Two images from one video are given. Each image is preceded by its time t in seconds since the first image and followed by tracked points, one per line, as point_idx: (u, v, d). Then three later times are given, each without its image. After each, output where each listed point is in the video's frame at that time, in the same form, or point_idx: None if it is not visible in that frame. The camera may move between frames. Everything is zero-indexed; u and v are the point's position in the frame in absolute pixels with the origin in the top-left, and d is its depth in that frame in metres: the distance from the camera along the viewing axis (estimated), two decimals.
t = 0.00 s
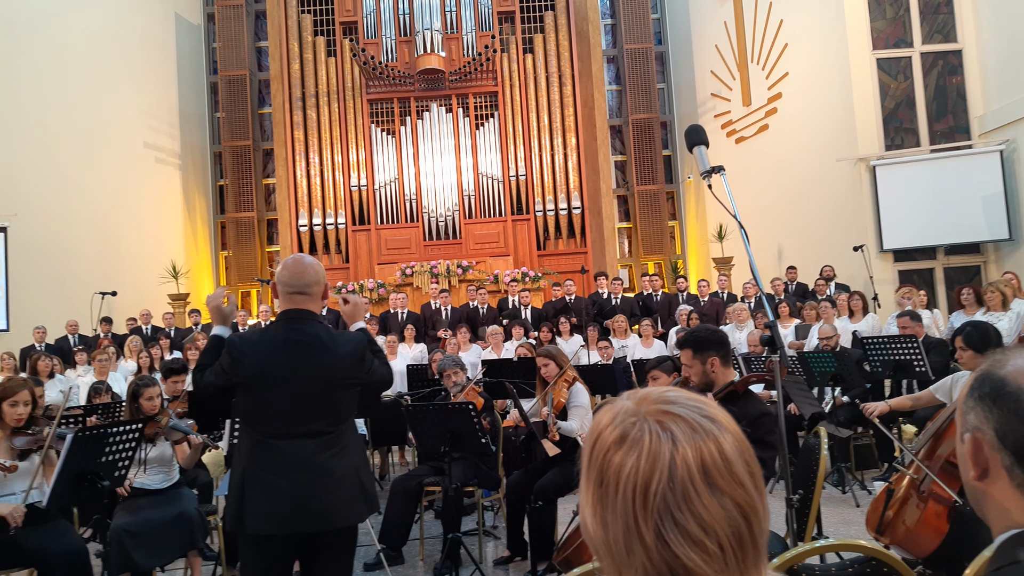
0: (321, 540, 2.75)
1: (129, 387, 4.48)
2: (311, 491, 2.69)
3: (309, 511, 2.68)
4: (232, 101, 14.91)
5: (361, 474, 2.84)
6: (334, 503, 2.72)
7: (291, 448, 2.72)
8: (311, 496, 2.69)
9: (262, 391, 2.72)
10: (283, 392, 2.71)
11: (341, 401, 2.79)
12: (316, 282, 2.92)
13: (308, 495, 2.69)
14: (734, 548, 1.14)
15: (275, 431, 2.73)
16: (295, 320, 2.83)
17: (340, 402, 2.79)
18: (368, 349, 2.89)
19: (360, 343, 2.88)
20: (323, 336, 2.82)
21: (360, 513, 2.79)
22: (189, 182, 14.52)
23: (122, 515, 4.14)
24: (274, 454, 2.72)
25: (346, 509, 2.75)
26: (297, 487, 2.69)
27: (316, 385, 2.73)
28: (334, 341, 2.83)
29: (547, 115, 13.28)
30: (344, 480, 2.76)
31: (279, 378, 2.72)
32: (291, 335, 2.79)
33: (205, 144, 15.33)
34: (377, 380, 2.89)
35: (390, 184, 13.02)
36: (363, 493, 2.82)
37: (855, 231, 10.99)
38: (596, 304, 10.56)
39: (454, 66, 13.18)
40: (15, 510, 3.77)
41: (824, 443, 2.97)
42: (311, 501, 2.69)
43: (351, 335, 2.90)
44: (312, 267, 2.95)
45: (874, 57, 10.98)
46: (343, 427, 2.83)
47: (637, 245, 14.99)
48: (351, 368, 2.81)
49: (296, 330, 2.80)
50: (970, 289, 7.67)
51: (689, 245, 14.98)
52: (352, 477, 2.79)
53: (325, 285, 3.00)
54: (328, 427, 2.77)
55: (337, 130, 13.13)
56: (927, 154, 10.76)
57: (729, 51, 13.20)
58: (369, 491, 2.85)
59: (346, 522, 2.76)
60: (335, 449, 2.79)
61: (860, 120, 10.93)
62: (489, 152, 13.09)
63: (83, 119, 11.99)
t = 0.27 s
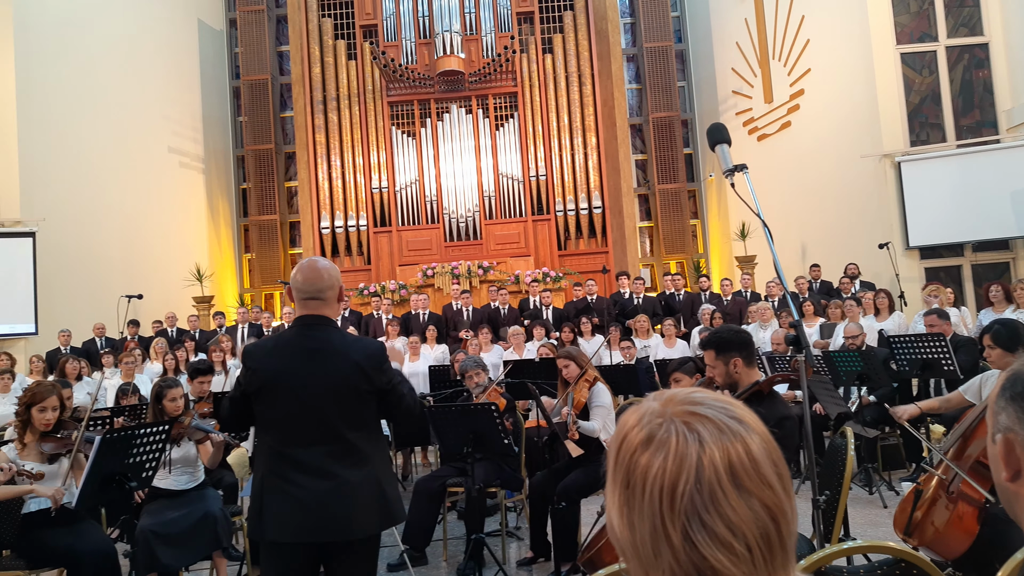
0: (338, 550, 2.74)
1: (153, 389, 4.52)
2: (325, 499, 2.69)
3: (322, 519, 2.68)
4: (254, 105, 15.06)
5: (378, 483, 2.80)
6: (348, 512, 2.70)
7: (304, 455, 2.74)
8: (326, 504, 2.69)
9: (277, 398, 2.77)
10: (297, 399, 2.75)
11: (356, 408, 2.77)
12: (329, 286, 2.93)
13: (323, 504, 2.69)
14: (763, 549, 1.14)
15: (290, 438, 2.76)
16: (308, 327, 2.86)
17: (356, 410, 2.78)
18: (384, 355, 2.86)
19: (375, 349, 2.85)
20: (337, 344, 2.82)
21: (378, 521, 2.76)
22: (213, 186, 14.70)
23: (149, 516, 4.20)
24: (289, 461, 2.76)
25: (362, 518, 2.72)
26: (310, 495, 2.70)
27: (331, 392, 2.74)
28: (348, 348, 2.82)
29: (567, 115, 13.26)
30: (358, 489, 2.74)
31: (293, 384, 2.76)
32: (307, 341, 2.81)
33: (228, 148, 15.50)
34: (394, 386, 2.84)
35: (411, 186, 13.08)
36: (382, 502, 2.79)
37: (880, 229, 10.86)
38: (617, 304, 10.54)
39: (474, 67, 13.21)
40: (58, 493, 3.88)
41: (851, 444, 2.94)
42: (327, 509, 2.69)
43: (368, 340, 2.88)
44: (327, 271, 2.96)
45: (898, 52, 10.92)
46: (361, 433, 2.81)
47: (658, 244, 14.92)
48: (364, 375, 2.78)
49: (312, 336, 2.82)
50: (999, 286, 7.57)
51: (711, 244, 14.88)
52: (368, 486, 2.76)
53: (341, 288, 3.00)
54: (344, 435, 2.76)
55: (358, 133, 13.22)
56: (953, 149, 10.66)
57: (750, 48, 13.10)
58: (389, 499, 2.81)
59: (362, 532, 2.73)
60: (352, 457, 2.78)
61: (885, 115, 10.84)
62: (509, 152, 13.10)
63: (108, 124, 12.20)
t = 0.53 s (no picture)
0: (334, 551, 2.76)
1: (165, 387, 4.55)
2: (318, 502, 2.70)
3: (315, 522, 2.69)
4: (266, 105, 15.13)
5: (371, 486, 2.78)
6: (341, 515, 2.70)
7: (297, 460, 2.75)
8: (320, 508, 2.70)
9: (268, 404, 2.77)
10: (289, 403, 2.74)
11: (348, 412, 2.75)
12: (318, 286, 2.87)
13: (317, 508, 2.70)
14: (776, 549, 1.14)
15: (285, 442, 2.76)
16: (301, 330, 2.82)
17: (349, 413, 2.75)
18: (376, 356, 2.82)
19: (366, 351, 2.81)
20: (328, 347, 2.79)
21: (374, 524, 2.75)
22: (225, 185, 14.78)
23: (160, 515, 4.23)
24: (284, 465, 2.77)
25: (356, 520, 2.72)
26: (304, 499, 2.71)
27: (322, 396, 2.72)
28: (339, 351, 2.78)
29: (578, 114, 13.26)
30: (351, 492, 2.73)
31: (284, 389, 2.75)
32: (298, 344, 2.79)
33: (239, 147, 15.57)
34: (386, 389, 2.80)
35: (421, 186, 13.11)
36: (378, 504, 2.78)
37: (892, 230, 10.82)
38: (627, 304, 10.54)
39: (484, 67, 13.21)
40: (80, 475, 4.05)
41: (863, 444, 2.94)
42: (321, 513, 2.70)
43: (360, 342, 2.83)
44: (317, 271, 2.91)
45: (911, 53, 10.88)
46: (355, 437, 2.79)
47: (669, 245, 14.91)
48: (354, 378, 2.75)
49: (303, 340, 2.80)
50: (1011, 288, 7.53)
51: (722, 244, 14.86)
52: (361, 489, 2.76)
53: (331, 287, 2.94)
54: (337, 439, 2.76)
55: (369, 133, 13.26)
56: (966, 149, 10.59)
57: (761, 48, 13.04)
58: (384, 501, 2.80)
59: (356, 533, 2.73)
60: (346, 461, 2.76)
61: (896, 116, 10.80)
62: (519, 152, 13.10)
63: (118, 124, 12.30)
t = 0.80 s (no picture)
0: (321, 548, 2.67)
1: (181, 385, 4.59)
2: (301, 498, 2.61)
3: (298, 519, 2.60)
4: (277, 105, 15.19)
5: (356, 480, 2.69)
6: (324, 510, 2.61)
7: (281, 457, 2.66)
8: (300, 505, 2.60)
9: (251, 399, 2.69)
10: (270, 399, 2.66)
11: (331, 407, 2.66)
12: (298, 284, 2.80)
13: (297, 504, 2.60)
14: (790, 550, 1.13)
15: (268, 438, 2.68)
16: (285, 325, 2.75)
17: (332, 410, 2.66)
18: (359, 351, 2.73)
19: (350, 346, 2.72)
20: (311, 343, 2.71)
21: (356, 522, 2.65)
22: (236, 185, 14.85)
23: (171, 513, 4.24)
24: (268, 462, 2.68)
25: (339, 517, 2.62)
26: (285, 495, 2.62)
27: (304, 393, 2.63)
28: (321, 347, 2.70)
29: (588, 114, 13.24)
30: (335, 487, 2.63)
31: (267, 386, 2.67)
32: (279, 340, 2.71)
33: (250, 147, 15.63)
34: (370, 383, 2.70)
35: (431, 186, 13.12)
36: (362, 501, 2.68)
37: (903, 230, 10.77)
38: (637, 304, 10.52)
39: (494, 67, 13.21)
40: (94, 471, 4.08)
41: (875, 445, 2.93)
42: (302, 510, 2.60)
43: (342, 337, 2.75)
44: (301, 270, 2.84)
45: (924, 52, 10.81)
46: (338, 434, 2.69)
47: (678, 245, 14.88)
48: (335, 374, 2.66)
49: (284, 336, 2.72)
50: None
51: (732, 245, 14.81)
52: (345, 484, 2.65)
53: (315, 285, 2.85)
54: (319, 435, 2.66)
55: (379, 133, 13.29)
56: (979, 149, 10.54)
57: (773, 48, 12.99)
58: (369, 498, 2.69)
59: (342, 528, 2.64)
60: (329, 457, 2.66)
61: (909, 116, 10.74)
62: (529, 152, 13.10)
63: (129, 125, 12.37)
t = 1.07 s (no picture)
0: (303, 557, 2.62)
1: (196, 385, 4.62)
2: (282, 505, 2.58)
3: (278, 527, 2.57)
4: (287, 106, 15.24)
5: (336, 488, 2.63)
6: (305, 518, 2.57)
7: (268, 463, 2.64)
8: (283, 512, 2.58)
9: (238, 403, 2.69)
10: (255, 404, 2.65)
11: (315, 412, 2.62)
12: (283, 286, 2.79)
13: (279, 511, 2.58)
14: (807, 550, 1.11)
15: (253, 442, 2.66)
16: (275, 329, 2.74)
17: (317, 415, 2.62)
18: (345, 354, 2.67)
19: (336, 349, 2.67)
20: (297, 346, 2.68)
21: (338, 529, 2.60)
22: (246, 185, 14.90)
23: (184, 512, 4.25)
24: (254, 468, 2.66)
25: (321, 524, 2.58)
26: (270, 501, 2.60)
27: (287, 397, 2.61)
28: (307, 350, 2.67)
29: (598, 113, 13.21)
30: (315, 496, 2.59)
31: (252, 390, 2.66)
32: (268, 344, 2.71)
33: (261, 148, 15.69)
34: (353, 387, 2.64)
35: (440, 185, 13.14)
36: (345, 509, 2.62)
37: (917, 228, 10.70)
38: (647, 303, 10.50)
39: (503, 66, 13.20)
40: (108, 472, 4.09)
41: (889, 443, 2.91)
42: (284, 516, 2.57)
43: (329, 340, 2.71)
44: (300, 272, 2.84)
45: (937, 48, 10.74)
46: (324, 439, 2.64)
47: (689, 243, 14.84)
48: (318, 378, 2.61)
49: (272, 340, 2.72)
50: None
51: (743, 243, 14.76)
52: (325, 492, 2.61)
53: (301, 288, 2.81)
54: (302, 440, 2.62)
55: (389, 133, 13.31)
56: (993, 146, 10.48)
57: (783, 45, 12.92)
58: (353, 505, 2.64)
59: (323, 536, 2.59)
60: (313, 463, 2.63)
61: (921, 112, 10.67)
62: (538, 151, 13.09)
63: (141, 126, 12.42)
